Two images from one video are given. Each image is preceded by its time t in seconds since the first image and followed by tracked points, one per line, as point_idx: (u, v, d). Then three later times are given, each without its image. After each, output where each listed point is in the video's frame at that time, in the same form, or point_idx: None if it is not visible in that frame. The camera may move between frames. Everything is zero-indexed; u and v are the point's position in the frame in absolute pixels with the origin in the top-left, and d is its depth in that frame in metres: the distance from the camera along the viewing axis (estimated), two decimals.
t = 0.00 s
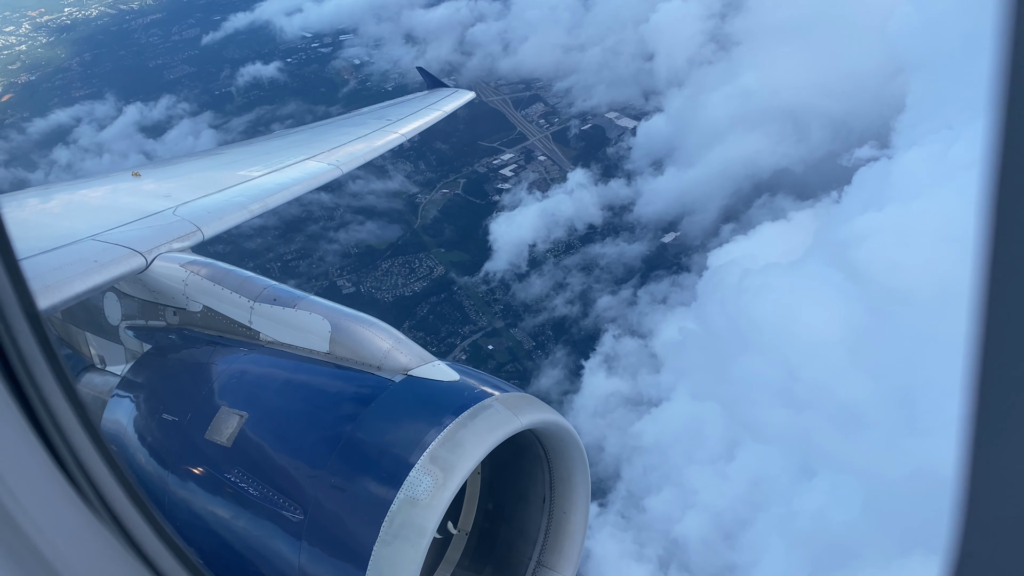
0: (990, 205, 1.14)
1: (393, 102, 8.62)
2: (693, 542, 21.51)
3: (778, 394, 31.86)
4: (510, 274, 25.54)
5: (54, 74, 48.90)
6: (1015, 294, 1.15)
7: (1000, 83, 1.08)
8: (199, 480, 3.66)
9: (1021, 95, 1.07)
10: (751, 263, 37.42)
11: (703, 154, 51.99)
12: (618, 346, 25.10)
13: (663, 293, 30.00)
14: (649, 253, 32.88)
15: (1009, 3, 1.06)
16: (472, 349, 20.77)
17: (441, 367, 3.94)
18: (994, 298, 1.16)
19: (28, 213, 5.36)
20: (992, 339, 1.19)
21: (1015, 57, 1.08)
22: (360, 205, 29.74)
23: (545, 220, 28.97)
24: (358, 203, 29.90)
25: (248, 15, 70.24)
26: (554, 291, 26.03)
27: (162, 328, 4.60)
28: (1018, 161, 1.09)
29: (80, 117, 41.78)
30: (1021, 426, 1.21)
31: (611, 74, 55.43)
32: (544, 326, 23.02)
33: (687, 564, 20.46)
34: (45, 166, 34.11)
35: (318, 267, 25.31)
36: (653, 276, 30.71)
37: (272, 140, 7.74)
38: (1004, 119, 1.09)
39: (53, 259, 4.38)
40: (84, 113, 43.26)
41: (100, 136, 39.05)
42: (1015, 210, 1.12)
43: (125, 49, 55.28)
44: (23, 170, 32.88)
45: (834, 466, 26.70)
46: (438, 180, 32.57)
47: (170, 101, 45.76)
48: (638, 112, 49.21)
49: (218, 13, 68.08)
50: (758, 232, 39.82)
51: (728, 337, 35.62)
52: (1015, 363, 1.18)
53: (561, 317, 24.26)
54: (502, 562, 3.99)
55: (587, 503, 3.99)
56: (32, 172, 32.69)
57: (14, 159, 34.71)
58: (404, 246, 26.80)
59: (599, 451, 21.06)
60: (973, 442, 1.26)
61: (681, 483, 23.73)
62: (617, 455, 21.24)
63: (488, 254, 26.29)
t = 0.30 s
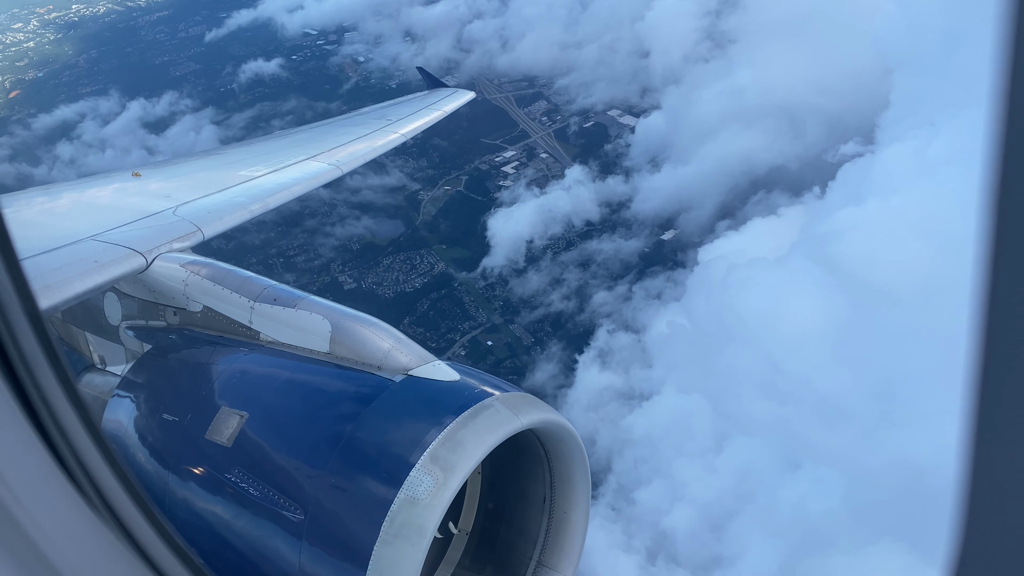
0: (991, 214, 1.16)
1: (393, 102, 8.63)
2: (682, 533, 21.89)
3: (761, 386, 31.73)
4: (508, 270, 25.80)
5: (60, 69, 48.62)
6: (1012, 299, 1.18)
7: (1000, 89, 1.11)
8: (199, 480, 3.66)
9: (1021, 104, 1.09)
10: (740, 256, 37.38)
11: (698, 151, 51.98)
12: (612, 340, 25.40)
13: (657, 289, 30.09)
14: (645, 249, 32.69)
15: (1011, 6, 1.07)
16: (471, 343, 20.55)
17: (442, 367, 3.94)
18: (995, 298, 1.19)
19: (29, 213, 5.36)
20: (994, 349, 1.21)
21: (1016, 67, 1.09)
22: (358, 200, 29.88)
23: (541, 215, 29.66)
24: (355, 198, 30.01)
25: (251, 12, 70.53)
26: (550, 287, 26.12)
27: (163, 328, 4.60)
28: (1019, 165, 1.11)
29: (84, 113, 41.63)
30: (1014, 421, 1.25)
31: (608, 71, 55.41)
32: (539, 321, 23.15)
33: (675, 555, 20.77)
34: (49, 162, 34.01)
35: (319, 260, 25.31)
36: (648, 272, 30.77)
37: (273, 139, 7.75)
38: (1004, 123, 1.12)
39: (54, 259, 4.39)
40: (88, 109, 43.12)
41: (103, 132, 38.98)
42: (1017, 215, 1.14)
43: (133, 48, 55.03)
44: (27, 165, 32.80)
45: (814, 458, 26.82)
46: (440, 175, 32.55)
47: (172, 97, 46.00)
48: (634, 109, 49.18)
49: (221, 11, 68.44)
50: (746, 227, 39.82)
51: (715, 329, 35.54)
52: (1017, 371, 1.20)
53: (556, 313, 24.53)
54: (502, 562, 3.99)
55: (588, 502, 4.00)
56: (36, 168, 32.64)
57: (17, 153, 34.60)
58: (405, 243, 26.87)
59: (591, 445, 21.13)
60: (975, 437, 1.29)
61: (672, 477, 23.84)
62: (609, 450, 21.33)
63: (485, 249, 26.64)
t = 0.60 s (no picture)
0: (989, 217, 1.14)
1: (393, 103, 8.65)
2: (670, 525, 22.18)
3: (747, 380, 32.90)
4: (505, 265, 25.76)
5: (67, 64, 48.53)
6: (1009, 304, 1.15)
7: (1002, 86, 1.09)
8: (199, 480, 3.66)
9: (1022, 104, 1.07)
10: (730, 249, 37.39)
11: (694, 148, 52.08)
12: (606, 335, 25.70)
13: (652, 285, 29.91)
14: (641, 245, 32.69)
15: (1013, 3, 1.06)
16: (471, 340, 20.84)
17: (441, 367, 3.94)
18: (994, 299, 1.16)
19: (29, 214, 5.35)
20: (992, 361, 1.20)
21: (1018, 68, 1.08)
22: (356, 196, 30.13)
23: (539, 212, 29.50)
24: (354, 194, 30.29)
25: (253, 9, 70.83)
26: (547, 283, 26.26)
27: (163, 329, 4.60)
28: (1021, 160, 1.09)
29: (88, 109, 41.57)
30: (1014, 428, 1.22)
31: (606, 68, 55.45)
32: (535, 316, 23.41)
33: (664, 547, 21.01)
34: (54, 157, 34.03)
35: (321, 254, 25.45)
36: (644, 268, 30.54)
37: (275, 139, 7.75)
38: (1005, 121, 1.09)
39: (55, 260, 4.38)
40: (93, 106, 43.12)
41: (106, 128, 39.06)
42: (1016, 219, 1.12)
43: (141, 44, 54.85)
44: (32, 160, 32.85)
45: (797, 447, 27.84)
46: (443, 172, 32.63)
47: (175, 94, 46.23)
48: (632, 106, 49.24)
49: (224, 9, 68.79)
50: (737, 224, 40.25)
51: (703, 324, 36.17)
52: (1017, 380, 1.18)
53: (553, 309, 24.67)
54: (502, 562, 3.98)
55: (588, 503, 4.00)
56: (41, 163, 32.71)
57: (22, 148, 34.64)
58: (407, 239, 26.99)
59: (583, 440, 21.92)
60: (972, 441, 1.26)
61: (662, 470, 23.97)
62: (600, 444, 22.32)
63: (482, 245, 26.57)
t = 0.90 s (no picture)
0: (990, 228, 1.15)
1: (394, 104, 8.65)
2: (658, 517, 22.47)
3: (734, 373, 33.60)
4: (503, 262, 25.77)
5: (75, 62, 48.73)
6: (1013, 309, 1.15)
7: (1001, 97, 1.10)
8: (198, 482, 3.65)
9: (1020, 112, 1.08)
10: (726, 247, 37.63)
11: (691, 146, 52.29)
12: (600, 331, 25.19)
13: (647, 282, 29.45)
14: (638, 242, 32.50)
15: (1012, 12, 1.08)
16: (470, 336, 20.81)
17: (441, 369, 3.94)
18: (996, 297, 1.16)
19: (29, 215, 5.34)
20: (991, 364, 1.20)
21: (1018, 75, 1.10)
22: (353, 192, 30.46)
23: (535, 209, 28.49)
24: (351, 190, 30.63)
25: (257, 7, 71.13)
26: (543, 280, 26.21)
27: (162, 330, 4.59)
28: None
29: (93, 105, 41.81)
30: (1017, 432, 1.21)
31: (604, 67, 55.67)
32: (530, 312, 23.39)
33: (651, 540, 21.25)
34: (57, 152, 34.04)
35: (322, 249, 25.34)
36: (640, 266, 30.17)
37: (275, 140, 7.74)
38: (1006, 118, 1.10)
39: (55, 261, 4.38)
40: (97, 102, 43.19)
41: (110, 124, 39.15)
42: (1015, 222, 1.12)
43: (148, 41, 54.92)
44: (34, 155, 32.86)
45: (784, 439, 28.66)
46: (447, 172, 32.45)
47: (179, 90, 46.41)
48: (630, 103, 49.32)
49: (228, 7, 69.13)
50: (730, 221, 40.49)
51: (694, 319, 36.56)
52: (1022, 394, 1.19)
53: (549, 304, 24.52)
54: (502, 563, 3.98)
55: (587, 505, 3.99)
56: (45, 158, 32.70)
57: (26, 143, 34.70)
58: (408, 236, 26.92)
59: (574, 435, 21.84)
60: (976, 448, 1.25)
61: (650, 463, 24.11)
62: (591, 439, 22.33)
63: (479, 242, 26.53)
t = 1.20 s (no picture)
0: (992, 232, 1.15)
1: (393, 104, 8.63)
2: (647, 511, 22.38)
3: (717, 367, 34.31)
4: (501, 259, 25.90)
5: (83, 60, 48.94)
6: (1012, 314, 1.16)
7: (1002, 98, 1.10)
8: (198, 483, 3.65)
9: (1021, 114, 1.08)
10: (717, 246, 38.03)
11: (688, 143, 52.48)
12: (594, 327, 25.56)
13: (642, 278, 29.40)
14: (635, 239, 32.57)
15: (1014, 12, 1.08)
16: (469, 332, 20.93)
17: (442, 370, 3.93)
18: (996, 301, 1.17)
19: (29, 217, 5.32)
20: (994, 365, 1.20)
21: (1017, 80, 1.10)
22: (350, 187, 30.50)
23: (532, 205, 28.46)
24: (349, 184, 30.68)
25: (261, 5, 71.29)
26: (540, 276, 26.41)
27: (162, 331, 4.59)
28: (1018, 176, 1.10)
29: (97, 101, 41.89)
30: (1019, 433, 1.22)
31: (602, 65, 55.77)
32: (526, 308, 23.55)
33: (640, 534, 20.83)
34: (61, 147, 33.84)
35: (323, 245, 25.40)
36: (635, 262, 30.15)
37: (276, 141, 7.73)
38: (1007, 117, 1.10)
39: (54, 262, 4.37)
40: (101, 98, 43.24)
41: (113, 120, 39.15)
42: (1015, 229, 1.13)
43: (154, 38, 54.95)
44: (39, 150, 32.77)
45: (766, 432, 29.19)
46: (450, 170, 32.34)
47: (182, 87, 46.45)
48: (628, 101, 49.38)
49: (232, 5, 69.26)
50: (721, 215, 40.62)
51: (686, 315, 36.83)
52: (1019, 400, 1.20)
53: (545, 301, 24.77)
54: (502, 564, 3.98)
55: (587, 508, 3.99)
56: (49, 153, 32.59)
57: (31, 139, 34.61)
58: (410, 233, 27.03)
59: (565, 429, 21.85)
60: (974, 449, 1.26)
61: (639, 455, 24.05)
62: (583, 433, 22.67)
63: (479, 238, 26.77)
